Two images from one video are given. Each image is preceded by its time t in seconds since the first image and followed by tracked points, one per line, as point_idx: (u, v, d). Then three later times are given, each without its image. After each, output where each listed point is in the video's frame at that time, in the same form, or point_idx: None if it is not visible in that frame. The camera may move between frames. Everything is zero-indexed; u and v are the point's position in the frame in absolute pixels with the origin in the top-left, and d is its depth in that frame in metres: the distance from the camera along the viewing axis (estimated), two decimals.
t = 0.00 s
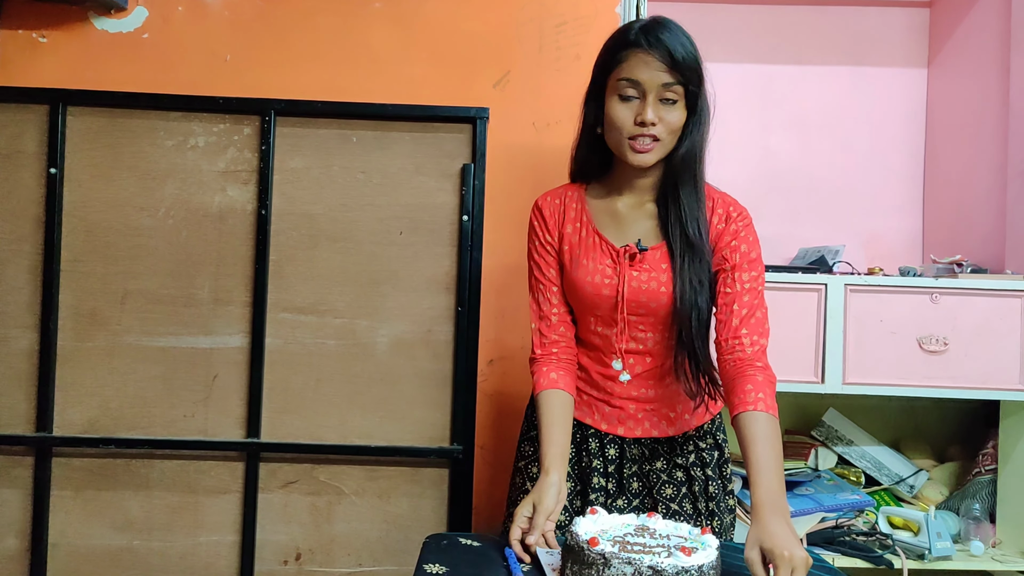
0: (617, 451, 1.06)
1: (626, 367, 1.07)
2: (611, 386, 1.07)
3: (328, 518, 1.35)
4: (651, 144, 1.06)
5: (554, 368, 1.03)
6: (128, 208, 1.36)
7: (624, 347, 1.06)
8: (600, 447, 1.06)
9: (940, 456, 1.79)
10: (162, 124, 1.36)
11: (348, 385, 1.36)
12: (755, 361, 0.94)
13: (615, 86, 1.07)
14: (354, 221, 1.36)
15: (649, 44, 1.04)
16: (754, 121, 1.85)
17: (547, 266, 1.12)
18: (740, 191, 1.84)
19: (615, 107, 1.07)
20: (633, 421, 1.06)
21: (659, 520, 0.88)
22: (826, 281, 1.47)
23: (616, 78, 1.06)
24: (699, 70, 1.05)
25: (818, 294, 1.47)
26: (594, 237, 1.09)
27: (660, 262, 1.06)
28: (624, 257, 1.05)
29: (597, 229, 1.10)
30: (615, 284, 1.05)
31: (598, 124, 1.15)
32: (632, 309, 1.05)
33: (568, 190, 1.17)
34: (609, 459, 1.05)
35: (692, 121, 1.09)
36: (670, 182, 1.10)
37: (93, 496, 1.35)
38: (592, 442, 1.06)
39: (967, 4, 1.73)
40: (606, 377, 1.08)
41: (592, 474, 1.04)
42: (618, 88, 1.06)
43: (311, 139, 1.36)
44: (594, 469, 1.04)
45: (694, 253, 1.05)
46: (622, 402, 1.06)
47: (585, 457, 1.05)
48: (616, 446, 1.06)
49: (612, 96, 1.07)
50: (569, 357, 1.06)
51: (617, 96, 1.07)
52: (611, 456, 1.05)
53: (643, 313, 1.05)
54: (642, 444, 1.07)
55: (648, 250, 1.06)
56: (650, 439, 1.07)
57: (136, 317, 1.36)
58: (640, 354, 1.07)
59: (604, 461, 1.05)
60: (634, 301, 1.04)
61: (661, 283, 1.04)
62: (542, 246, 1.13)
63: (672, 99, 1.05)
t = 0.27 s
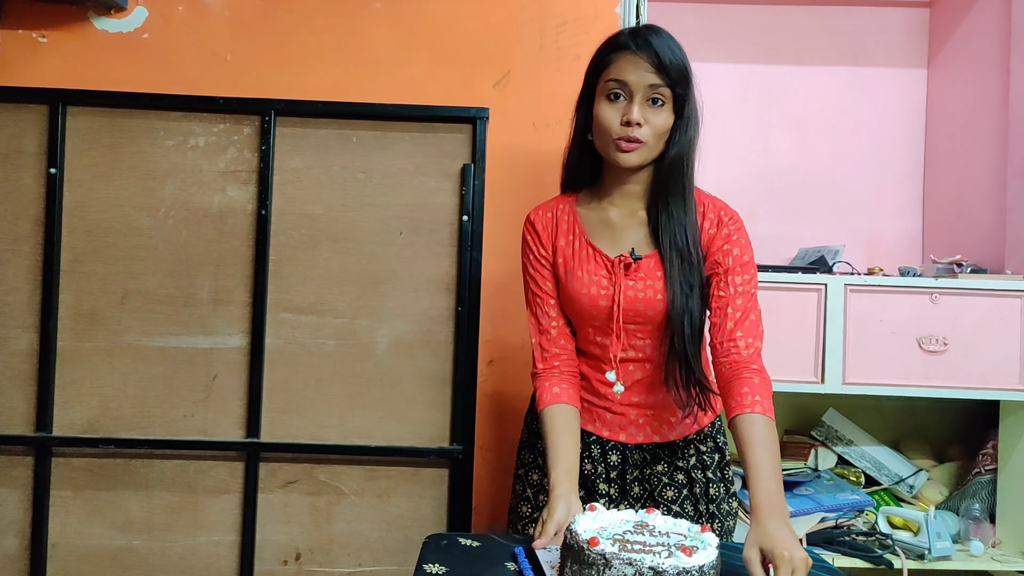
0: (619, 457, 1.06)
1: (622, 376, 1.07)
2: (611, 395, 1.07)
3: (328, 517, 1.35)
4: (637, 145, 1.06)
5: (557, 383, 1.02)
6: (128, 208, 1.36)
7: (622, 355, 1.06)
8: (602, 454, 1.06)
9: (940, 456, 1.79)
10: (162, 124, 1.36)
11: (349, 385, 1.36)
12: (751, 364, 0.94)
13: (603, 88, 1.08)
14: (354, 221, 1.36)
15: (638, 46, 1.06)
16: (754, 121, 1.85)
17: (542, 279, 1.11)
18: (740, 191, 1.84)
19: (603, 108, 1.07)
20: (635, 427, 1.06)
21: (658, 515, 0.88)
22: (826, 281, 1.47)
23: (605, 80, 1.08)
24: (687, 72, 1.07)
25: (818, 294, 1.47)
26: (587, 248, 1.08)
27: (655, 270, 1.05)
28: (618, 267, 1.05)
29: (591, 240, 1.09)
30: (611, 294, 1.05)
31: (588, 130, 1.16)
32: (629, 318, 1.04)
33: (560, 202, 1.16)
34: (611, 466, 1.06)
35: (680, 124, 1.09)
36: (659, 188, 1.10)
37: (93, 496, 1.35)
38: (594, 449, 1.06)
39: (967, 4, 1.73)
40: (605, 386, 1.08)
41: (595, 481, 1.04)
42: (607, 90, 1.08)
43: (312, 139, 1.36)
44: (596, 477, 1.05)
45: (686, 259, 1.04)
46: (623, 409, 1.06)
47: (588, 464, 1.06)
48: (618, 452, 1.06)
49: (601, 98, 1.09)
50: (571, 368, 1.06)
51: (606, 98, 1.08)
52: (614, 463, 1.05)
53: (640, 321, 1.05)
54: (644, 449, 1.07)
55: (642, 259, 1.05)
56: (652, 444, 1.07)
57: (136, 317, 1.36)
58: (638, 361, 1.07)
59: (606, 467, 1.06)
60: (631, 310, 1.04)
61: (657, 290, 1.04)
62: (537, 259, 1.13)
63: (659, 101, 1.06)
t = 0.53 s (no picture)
0: (622, 462, 1.06)
1: (625, 381, 1.07)
2: (613, 400, 1.07)
3: (328, 517, 1.35)
4: (637, 145, 1.07)
5: (559, 389, 1.01)
6: (128, 208, 1.35)
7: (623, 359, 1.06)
8: (605, 459, 1.06)
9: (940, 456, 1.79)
10: (162, 124, 1.36)
11: (349, 385, 1.36)
12: (758, 369, 0.94)
13: (599, 91, 1.09)
14: (354, 221, 1.36)
15: (632, 48, 1.07)
16: (753, 122, 1.85)
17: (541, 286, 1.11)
18: (740, 192, 1.85)
19: (599, 111, 1.08)
20: (638, 431, 1.06)
21: (658, 514, 0.88)
22: (826, 281, 1.47)
23: (602, 82, 1.09)
24: (683, 74, 1.08)
25: (818, 294, 1.47)
26: (587, 254, 1.08)
27: (655, 274, 1.06)
28: (620, 271, 1.05)
29: (590, 245, 1.09)
30: (613, 299, 1.05)
31: (586, 135, 1.17)
32: (631, 322, 1.04)
33: (557, 208, 1.16)
34: (614, 471, 1.06)
35: (676, 127, 1.10)
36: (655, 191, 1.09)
37: (93, 496, 1.35)
38: (596, 454, 1.06)
39: (967, 5, 1.73)
40: (608, 390, 1.08)
41: (598, 486, 1.05)
42: (602, 93, 1.08)
43: (312, 139, 1.36)
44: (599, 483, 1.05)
45: (685, 262, 1.04)
46: (626, 413, 1.06)
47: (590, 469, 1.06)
48: (621, 457, 1.06)
49: (597, 102, 1.09)
50: (571, 375, 1.05)
51: (602, 101, 1.09)
52: (616, 468, 1.05)
53: (642, 325, 1.05)
54: (646, 453, 1.07)
55: (642, 263, 1.05)
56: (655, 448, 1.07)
57: (136, 317, 1.36)
58: (641, 365, 1.07)
59: (609, 472, 1.06)
60: (633, 314, 1.04)
61: (659, 295, 1.04)
62: (536, 266, 1.12)
63: (655, 101, 1.07)
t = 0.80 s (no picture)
0: (623, 462, 1.06)
1: (628, 379, 1.07)
2: (615, 398, 1.07)
3: (328, 517, 1.35)
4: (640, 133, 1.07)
5: (558, 387, 1.01)
6: (128, 208, 1.35)
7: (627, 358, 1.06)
8: (606, 458, 1.06)
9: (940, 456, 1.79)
10: (162, 124, 1.36)
11: (349, 385, 1.36)
12: (753, 375, 0.95)
13: (603, 83, 1.10)
14: (354, 221, 1.36)
15: (637, 40, 1.09)
16: (754, 121, 1.85)
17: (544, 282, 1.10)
18: (740, 192, 1.85)
19: (603, 102, 1.09)
20: (639, 431, 1.06)
21: (658, 513, 0.88)
22: (826, 281, 1.47)
23: (605, 74, 1.10)
24: (687, 67, 1.09)
25: (818, 294, 1.47)
26: (591, 251, 1.08)
27: (660, 272, 1.06)
28: (624, 268, 1.05)
29: (594, 242, 1.09)
30: (617, 297, 1.04)
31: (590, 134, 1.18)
32: (635, 320, 1.04)
33: (560, 205, 1.16)
34: (615, 471, 1.06)
35: (681, 123, 1.10)
36: (662, 185, 1.09)
37: (93, 496, 1.35)
38: (598, 454, 1.06)
39: (967, 5, 1.73)
40: (610, 388, 1.07)
41: (598, 486, 1.05)
42: (606, 84, 1.09)
43: (312, 139, 1.36)
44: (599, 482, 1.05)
45: (690, 257, 1.04)
46: (628, 412, 1.06)
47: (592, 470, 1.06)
48: (622, 457, 1.06)
49: (601, 94, 1.10)
50: (571, 373, 1.05)
51: (606, 92, 1.10)
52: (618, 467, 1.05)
53: (646, 323, 1.05)
54: (648, 453, 1.07)
55: (648, 260, 1.06)
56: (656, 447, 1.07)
57: (136, 317, 1.36)
58: (643, 364, 1.07)
59: (610, 472, 1.06)
60: (637, 312, 1.04)
61: (664, 292, 1.04)
62: (538, 262, 1.11)
63: (659, 92, 1.08)
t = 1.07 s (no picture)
0: (623, 463, 1.06)
1: (630, 381, 1.06)
2: (616, 399, 1.07)
3: (328, 518, 1.35)
4: (645, 132, 1.07)
5: (556, 388, 1.01)
6: (128, 208, 1.35)
7: (628, 359, 1.06)
8: (607, 460, 1.06)
9: (940, 456, 1.79)
10: (162, 124, 1.36)
11: (349, 385, 1.36)
12: (753, 378, 0.96)
13: (605, 86, 1.10)
14: (354, 221, 1.36)
15: (636, 42, 1.09)
16: (754, 121, 1.85)
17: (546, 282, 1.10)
18: (740, 192, 1.85)
19: (607, 104, 1.09)
20: (640, 432, 1.06)
21: (658, 512, 0.88)
22: (826, 281, 1.47)
23: (607, 76, 1.09)
24: (687, 66, 1.09)
25: (818, 294, 1.47)
26: (592, 251, 1.08)
27: (662, 274, 1.06)
28: (626, 270, 1.05)
29: (596, 242, 1.09)
30: (619, 298, 1.04)
31: (593, 136, 1.18)
32: (637, 322, 1.04)
33: (561, 205, 1.16)
34: (615, 471, 1.05)
35: (683, 122, 1.11)
36: (666, 183, 1.11)
37: (93, 496, 1.35)
38: (598, 454, 1.06)
39: (967, 4, 1.73)
40: (610, 389, 1.07)
41: (598, 487, 1.04)
42: (609, 86, 1.09)
43: (312, 139, 1.36)
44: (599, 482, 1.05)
45: (694, 251, 1.05)
46: (628, 413, 1.06)
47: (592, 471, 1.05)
48: (623, 458, 1.06)
49: (603, 96, 1.10)
50: (570, 374, 1.04)
51: (608, 94, 1.09)
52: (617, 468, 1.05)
53: (648, 325, 1.05)
54: (647, 454, 1.07)
55: (650, 262, 1.06)
56: (655, 448, 1.07)
57: (136, 317, 1.36)
58: (644, 365, 1.07)
59: (610, 472, 1.06)
60: (639, 314, 1.04)
61: (666, 294, 1.04)
62: (539, 262, 1.11)
63: (661, 90, 1.08)
